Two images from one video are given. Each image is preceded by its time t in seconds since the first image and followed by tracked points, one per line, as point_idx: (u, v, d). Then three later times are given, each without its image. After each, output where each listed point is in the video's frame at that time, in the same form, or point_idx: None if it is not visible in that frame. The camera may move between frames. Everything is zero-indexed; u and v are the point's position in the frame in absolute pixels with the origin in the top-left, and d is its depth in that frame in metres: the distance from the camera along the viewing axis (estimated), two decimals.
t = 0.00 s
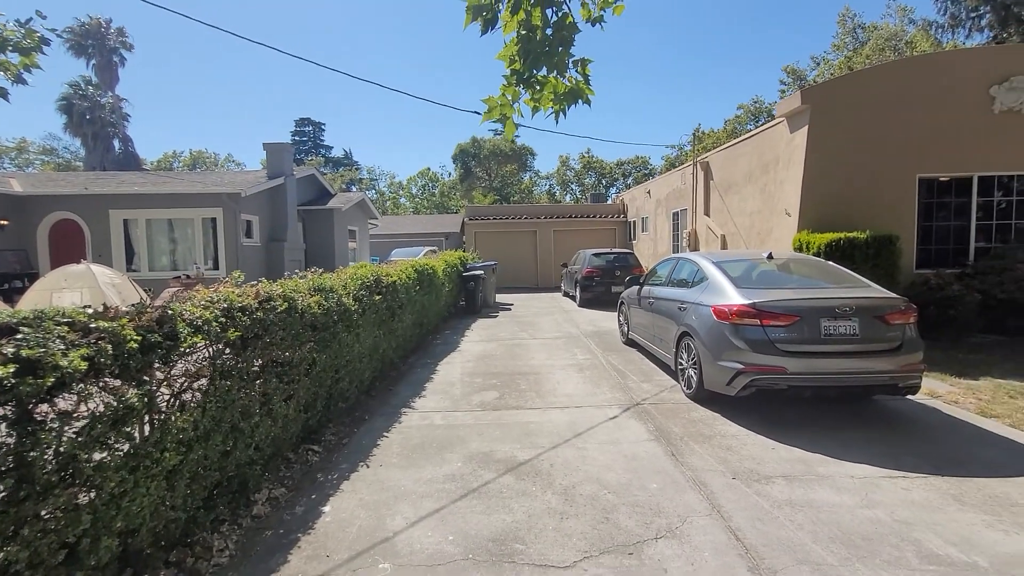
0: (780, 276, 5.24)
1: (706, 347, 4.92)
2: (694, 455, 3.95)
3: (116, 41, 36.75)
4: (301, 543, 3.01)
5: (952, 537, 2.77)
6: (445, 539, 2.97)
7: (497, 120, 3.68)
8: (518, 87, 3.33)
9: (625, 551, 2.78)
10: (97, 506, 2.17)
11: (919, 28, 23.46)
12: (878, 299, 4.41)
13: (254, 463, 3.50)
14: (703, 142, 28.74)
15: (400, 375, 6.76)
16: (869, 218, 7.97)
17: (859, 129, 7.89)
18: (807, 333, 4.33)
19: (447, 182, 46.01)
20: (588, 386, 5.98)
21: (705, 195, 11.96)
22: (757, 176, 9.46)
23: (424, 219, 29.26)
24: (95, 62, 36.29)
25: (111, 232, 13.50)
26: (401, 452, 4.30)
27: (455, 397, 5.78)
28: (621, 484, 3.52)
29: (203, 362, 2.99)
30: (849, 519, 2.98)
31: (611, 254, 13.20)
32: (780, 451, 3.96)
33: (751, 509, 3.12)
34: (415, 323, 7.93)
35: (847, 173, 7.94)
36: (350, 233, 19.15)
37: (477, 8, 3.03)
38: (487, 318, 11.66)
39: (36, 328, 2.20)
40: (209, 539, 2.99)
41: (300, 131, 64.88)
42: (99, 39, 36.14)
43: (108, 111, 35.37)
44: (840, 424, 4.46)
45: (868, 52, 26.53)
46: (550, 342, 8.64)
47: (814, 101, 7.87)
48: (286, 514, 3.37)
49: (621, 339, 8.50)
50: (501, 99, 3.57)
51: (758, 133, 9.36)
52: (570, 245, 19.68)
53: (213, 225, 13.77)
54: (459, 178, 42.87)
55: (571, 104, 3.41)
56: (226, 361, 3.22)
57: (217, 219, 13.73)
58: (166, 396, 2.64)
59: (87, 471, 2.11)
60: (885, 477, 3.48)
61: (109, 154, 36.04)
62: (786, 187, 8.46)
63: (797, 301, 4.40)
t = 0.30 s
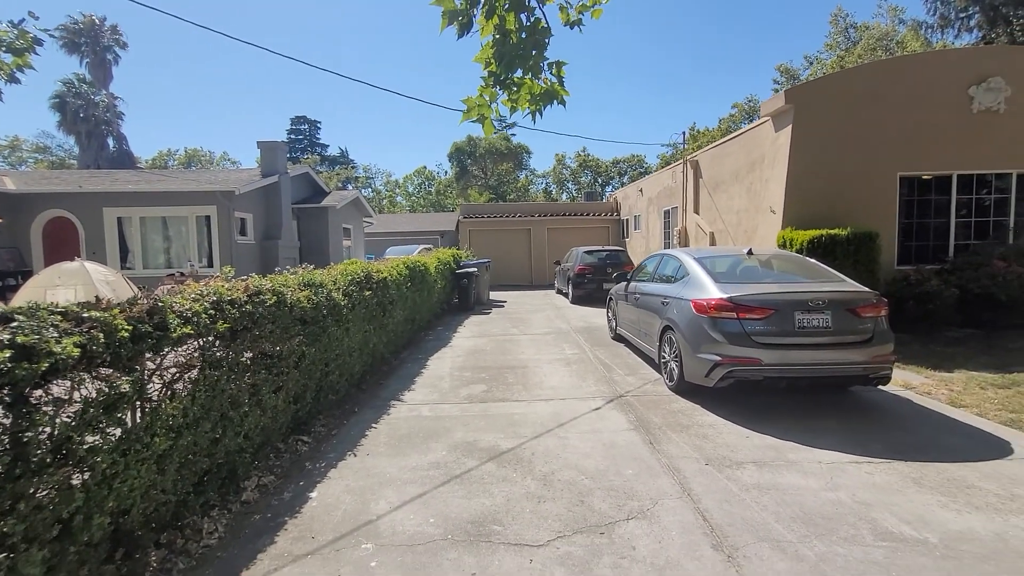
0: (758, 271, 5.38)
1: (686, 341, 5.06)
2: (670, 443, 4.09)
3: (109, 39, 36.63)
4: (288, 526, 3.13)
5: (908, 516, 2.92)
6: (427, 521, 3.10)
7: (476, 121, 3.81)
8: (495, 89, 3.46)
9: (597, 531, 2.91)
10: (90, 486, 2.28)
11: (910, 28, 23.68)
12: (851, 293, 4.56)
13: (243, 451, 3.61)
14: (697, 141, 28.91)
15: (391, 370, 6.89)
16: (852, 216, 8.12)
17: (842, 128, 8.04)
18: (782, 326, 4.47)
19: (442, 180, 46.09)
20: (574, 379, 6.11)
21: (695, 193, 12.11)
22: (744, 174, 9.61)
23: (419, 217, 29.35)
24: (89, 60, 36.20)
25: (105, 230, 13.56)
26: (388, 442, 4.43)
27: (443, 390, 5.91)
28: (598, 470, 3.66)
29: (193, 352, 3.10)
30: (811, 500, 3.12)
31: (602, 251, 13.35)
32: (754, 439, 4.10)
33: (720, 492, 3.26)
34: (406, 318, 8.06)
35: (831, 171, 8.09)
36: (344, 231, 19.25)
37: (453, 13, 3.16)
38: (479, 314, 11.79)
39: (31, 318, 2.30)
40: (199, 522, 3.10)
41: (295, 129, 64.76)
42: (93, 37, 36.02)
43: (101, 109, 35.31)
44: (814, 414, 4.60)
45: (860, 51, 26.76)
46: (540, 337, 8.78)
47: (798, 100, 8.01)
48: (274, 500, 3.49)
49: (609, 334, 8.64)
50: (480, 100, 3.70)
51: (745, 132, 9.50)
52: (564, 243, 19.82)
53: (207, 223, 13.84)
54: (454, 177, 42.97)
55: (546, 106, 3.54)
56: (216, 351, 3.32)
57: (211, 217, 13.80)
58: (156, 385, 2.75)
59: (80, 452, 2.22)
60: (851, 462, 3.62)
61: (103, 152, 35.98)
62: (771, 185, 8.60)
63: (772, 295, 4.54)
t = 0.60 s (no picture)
0: (750, 270, 5.47)
1: (677, 338, 5.15)
2: (660, 438, 4.18)
3: (108, 37, 36.61)
4: (284, 516, 3.22)
5: (886, 508, 3.01)
6: (420, 512, 3.18)
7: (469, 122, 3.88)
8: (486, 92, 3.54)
9: (585, 521, 3.00)
10: (92, 476, 2.35)
11: (906, 30, 23.81)
12: (838, 292, 4.65)
13: (241, 445, 3.69)
14: (695, 140, 29.05)
15: (387, 367, 6.97)
16: (844, 216, 8.22)
17: (834, 129, 8.14)
18: (770, 324, 4.56)
19: (441, 180, 46.17)
20: (568, 377, 6.20)
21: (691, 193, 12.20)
22: (739, 174, 9.70)
23: (418, 217, 29.44)
24: (88, 59, 36.20)
25: (104, 228, 13.63)
26: (384, 437, 4.52)
27: (439, 387, 6.00)
28: (588, 464, 3.75)
29: (192, 348, 3.17)
30: (794, 492, 3.21)
31: (599, 251, 13.44)
32: (741, 435, 4.19)
33: (706, 485, 3.35)
34: (403, 317, 8.14)
35: (823, 172, 8.18)
36: (343, 230, 19.32)
37: (443, 18, 3.20)
38: (476, 313, 11.88)
39: (36, 313, 2.37)
40: (198, 513, 3.19)
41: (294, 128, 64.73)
42: (92, 36, 35.99)
43: (100, 108, 35.34)
44: (802, 411, 4.70)
45: (857, 52, 26.87)
46: (536, 336, 8.87)
47: (791, 102, 8.10)
48: (271, 492, 3.57)
49: (605, 333, 8.73)
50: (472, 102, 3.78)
51: (740, 133, 9.59)
52: (562, 242, 19.92)
53: (207, 222, 13.91)
54: (453, 176, 43.08)
55: (537, 108, 3.62)
56: (214, 347, 3.40)
57: (210, 216, 13.87)
58: (156, 379, 2.82)
59: (82, 442, 2.29)
60: (835, 457, 3.71)
61: (102, 151, 36.01)
62: (765, 185, 8.69)
63: (760, 294, 4.63)
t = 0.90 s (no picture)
0: (752, 274, 5.54)
1: (679, 340, 5.22)
2: (662, 438, 4.25)
3: (114, 33, 36.70)
4: (295, 509, 3.30)
5: (883, 509, 3.09)
6: (427, 507, 3.27)
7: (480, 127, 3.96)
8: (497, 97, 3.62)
9: (589, 517, 3.08)
10: (115, 466, 2.42)
11: (911, 35, 23.87)
12: (838, 297, 4.72)
13: (252, 439, 3.78)
14: (699, 143, 29.14)
15: (392, 365, 7.06)
16: (845, 221, 8.29)
17: (837, 136, 8.20)
18: (770, 327, 4.64)
19: (445, 179, 46.30)
20: (571, 377, 6.28)
21: (694, 196, 12.28)
22: (742, 179, 9.77)
23: (421, 216, 29.53)
24: (94, 54, 36.31)
25: (110, 223, 13.74)
26: (390, 433, 4.60)
27: (443, 385, 6.09)
28: (592, 462, 3.83)
29: (208, 343, 3.25)
30: (793, 492, 3.29)
31: (602, 253, 13.52)
32: (742, 436, 4.27)
33: (707, 484, 3.43)
34: (407, 315, 8.22)
35: (825, 177, 8.25)
36: (347, 229, 19.43)
37: (457, 25, 3.30)
38: (479, 313, 11.96)
39: (62, 307, 2.44)
40: (211, 504, 3.27)
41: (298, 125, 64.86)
42: (98, 31, 36.08)
43: (106, 103, 35.45)
44: (801, 413, 4.77)
45: (862, 57, 26.92)
46: (539, 336, 8.95)
47: (794, 108, 8.17)
48: (282, 486, 3.66)
49: (607, 334, 8.81)
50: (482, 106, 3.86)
51: (743, 137, 9.66)
52: (564, 243, 20.00)
53: (213, 218, 14.02)
54: (457, 176, 43.19)
55: (545, 114, 3.70)
56: (228, 343, 3.48)
57: (216, 212, 13.97)
58: (174, 373, 2.89)
59: (106, 433, 2.36)
60: (834, 459, 3.79)
61: (108, 146, 36.14)
62: (768, 189, 8.76)
63: (761, 297, 4.71)
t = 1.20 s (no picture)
0: (756, 276, 5.61)
1: (685, 341, 5.30)
2: (669, 437, 4.33)
3: (117, 32, 36.75)
4: (313, 503, 3.38)
5: (887, 506, 3.17)
6: (442, 502, 3.35)
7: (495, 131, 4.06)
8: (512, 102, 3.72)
9: (600, 513, 3.16)
10: (145, 459, 2.51)
11: (912, 37, 23.93)
12: (842, 299, 4.80)
13: (269, 435, 3.86)
14: (700, 143, 29.22)
15: (399, 364, 7.14)
16: (848, 223, 8.37)
17: (840, 139, 8.29)
18: (775, 328, 4.72)
19: (446, 179, 46.38)
20: (577, 376, 6.36)
21: (696, 197, 12.36)
22: (745, 181, 9.85)
23: (422, 215, 29.61)
24: (97, 53, 36.38)
25: (116, 222, 13.81)
26: (401, 430, 4.68)
27: (451, 384, 6.17)
28: (600, 460, 3.91)
29: (228, 341, 3.33)
30: (799, 489, 3.37)
31: (604, 253, 13.59)
32: (747, 435, 4.35)
33: (715, 481, 3.51)
34: (413, 315, 8.30)
35: (828, 180, 8.33)
36: (350, 228, 19.51)
37: (475, 32, 3.40)
38: (483, 313, 12.05)
39: (95, 305, 2.53)
40: (231, 498, 3.35)
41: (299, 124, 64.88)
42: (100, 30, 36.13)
43: (108, 102, 35.52)
44: (805, 413, 4.85)
45: (863, 59, 26.97)
46: (544, 336, 9.03)
47: (797, 112, 8.25)
48: (298, 481, 3.74)
49: (610, 334, 8.89)
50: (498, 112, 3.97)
51: (746, 140, 9.73)
52: (566, 244, 20.08)
53: (218, 218, 14.10)
54: (458, 176, 43.27)
55: (558, 119, 3.78)
56: (247, 341, 3.56)
57: (221, 212, 14.05)
58: (198, 369, 2.98)
59: (137, 427, 2.44)
60: (838, 457, 3.87)
61: (110, 144, 36.24)
62: (771, 192, 8.84)
63: (766, 299, 4.79)
